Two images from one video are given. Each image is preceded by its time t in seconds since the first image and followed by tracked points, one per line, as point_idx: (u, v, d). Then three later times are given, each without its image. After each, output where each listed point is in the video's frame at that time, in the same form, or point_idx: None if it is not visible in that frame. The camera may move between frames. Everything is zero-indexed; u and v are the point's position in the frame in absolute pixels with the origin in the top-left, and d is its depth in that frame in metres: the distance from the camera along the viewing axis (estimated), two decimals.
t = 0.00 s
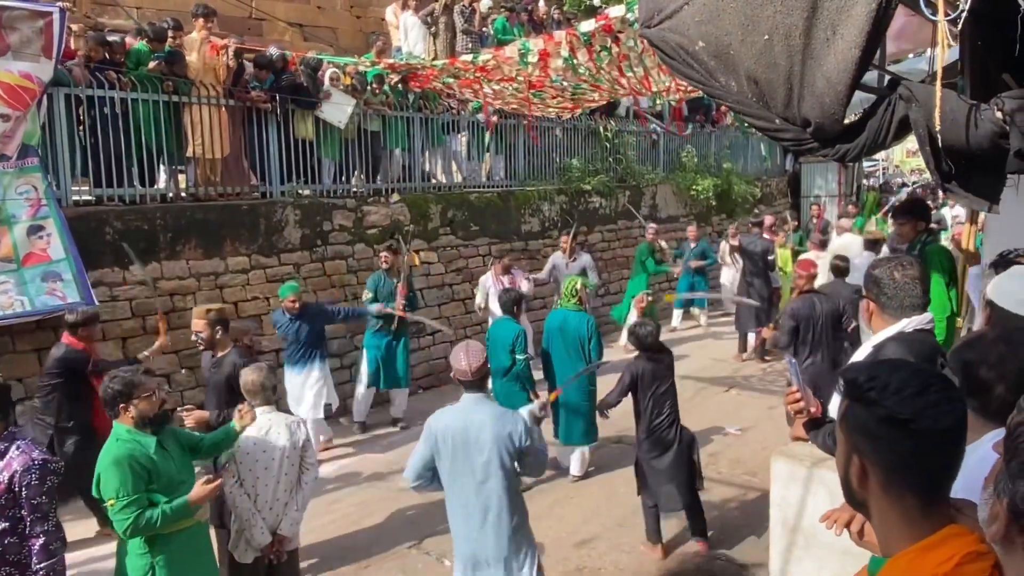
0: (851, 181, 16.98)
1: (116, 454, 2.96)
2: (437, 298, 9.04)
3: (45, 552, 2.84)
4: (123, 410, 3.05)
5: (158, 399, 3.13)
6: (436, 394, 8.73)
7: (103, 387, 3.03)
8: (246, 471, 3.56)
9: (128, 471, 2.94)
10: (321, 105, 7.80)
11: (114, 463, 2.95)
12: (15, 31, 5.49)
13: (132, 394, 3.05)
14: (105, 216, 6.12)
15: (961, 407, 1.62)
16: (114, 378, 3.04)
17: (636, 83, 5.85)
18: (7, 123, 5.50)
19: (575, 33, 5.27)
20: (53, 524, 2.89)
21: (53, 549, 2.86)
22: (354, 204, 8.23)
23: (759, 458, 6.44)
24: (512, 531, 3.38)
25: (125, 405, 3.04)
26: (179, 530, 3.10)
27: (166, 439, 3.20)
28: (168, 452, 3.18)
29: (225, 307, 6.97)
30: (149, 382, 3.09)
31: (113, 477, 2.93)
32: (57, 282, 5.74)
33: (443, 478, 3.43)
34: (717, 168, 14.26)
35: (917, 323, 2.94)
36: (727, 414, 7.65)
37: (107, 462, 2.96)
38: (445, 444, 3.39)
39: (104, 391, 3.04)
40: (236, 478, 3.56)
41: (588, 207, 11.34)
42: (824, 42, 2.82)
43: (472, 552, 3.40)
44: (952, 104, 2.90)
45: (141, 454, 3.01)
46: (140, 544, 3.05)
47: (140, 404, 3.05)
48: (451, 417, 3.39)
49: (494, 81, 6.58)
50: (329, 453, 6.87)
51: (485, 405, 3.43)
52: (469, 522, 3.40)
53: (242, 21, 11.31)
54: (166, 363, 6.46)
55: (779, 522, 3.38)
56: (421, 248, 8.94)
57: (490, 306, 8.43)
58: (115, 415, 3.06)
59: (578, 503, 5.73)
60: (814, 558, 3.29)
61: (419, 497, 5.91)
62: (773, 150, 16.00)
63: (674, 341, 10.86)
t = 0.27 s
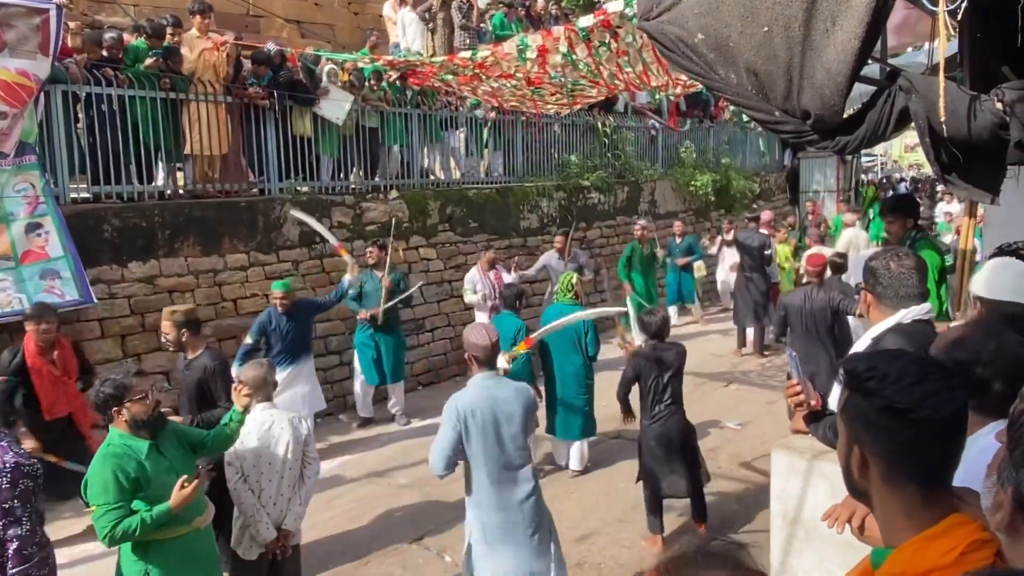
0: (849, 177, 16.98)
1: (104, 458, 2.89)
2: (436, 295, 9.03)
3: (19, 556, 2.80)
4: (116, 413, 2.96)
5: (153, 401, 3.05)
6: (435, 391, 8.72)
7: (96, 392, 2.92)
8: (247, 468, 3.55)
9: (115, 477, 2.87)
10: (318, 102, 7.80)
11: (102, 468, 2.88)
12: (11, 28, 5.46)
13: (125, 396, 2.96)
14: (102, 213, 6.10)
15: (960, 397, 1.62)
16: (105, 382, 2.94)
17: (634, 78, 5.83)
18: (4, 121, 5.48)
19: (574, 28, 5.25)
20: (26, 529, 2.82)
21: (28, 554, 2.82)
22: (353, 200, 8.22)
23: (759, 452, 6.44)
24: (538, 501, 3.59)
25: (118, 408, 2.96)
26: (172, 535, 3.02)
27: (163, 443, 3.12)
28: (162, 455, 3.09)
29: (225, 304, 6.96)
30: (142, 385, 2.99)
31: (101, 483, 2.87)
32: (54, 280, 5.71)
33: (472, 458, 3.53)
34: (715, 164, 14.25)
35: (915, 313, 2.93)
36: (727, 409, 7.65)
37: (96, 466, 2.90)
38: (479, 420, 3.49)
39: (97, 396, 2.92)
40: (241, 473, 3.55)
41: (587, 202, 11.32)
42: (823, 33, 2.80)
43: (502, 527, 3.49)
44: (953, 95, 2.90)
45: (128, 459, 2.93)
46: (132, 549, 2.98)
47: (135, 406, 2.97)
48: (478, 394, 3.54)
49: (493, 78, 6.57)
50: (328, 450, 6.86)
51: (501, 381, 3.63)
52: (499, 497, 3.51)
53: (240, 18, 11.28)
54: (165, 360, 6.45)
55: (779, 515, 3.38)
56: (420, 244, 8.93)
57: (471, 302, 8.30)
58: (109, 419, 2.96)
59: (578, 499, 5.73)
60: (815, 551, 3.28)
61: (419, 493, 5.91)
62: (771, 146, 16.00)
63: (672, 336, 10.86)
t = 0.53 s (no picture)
0: (845, 173, 17.02)
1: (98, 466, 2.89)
2: (434, 293, 9.03)
3: None
4: (116, 417, 2.95)
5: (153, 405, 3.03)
6: (433, 389, 8.72)
7: (98, 395, 2.92)
8: (250, 467, 3.55)
9: (107, 485, 2.86)
10: (314, 100, 7.79)
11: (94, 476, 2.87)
12: (6, 27, 5.43)
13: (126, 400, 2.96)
14: (99, 213, 6.09)
15: (959, 392, 1.63)
16: (109, 385, 2.95)
17: (632, 75, 5.83)
18: None
19: (571, 25, 5.26)
20: None
21: None
22: (350, 198, 8.22)
23: (757, 449, 6.45)
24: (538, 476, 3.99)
25: (116, 413, 2.94)
26: (168, 543, 3.01)
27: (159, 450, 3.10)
28: (159, 463, 3.07)
29: (222, 303, 6.95)
30: (140, 390, 2.99)
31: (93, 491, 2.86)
32: (51, 280, 5.69)
33: (490, 437, 3.83)
34: (712, 161, 14.26)
35: (912, 309, 2.93)
36: (725, 405, 7.67)
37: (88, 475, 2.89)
38: (497, 405, 3.84)
39: (98, 399, 2.93)
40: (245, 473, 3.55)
41: (584, 200, 11.32)
42: (821, 30, 2.81)
43: (514, 501, 3.87)
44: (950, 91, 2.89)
45: (120, 468, 2.91)
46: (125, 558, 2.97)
47: (135, 411, 2.95)
48: (492, 382, 3.87)
49: (491, 76, 6.56)
50: (327, 449, 6.86)
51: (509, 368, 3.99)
52: (511, 474, 3.87)
53: (236, 17, 11.26)
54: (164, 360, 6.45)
55: (778, 511, 3.39)
56: (418, 242, 8.94)
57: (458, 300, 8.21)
58: (107, 423, 2.95)
59: (577, 496, 5.73)
60: (812, 548, 3.28)
61: (418, 492, 5.91)
62: (768, 143, 16.02)
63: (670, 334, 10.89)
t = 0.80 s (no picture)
0: (842, 170, 17.05)
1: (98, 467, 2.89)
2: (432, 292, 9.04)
3: None
4: (116, 420, 2.93)
5: (151, 408, 3.01)
6: (430, 388, 8.72)
7: (97, 397, 2.91)
8: (248, 464, 3.57)
9: (105, 488, 2.86)
10: (311, 99, 7.77)
11: (94, 478, 2.88)
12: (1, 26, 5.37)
13: (127, 402, 2.95)
14: (95, 212, 6.08)
15: (952, 386, 1.64)
16: (110, 387, 2.94)
17: (629, 72, 5.83)
18: None
19: (569, 23, 5.25)
20: None
21: None
22: (347, 197, 8.21)
23: (755, 446, 6.47)
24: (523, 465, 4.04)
25: (116, 416, 2.93)
26: (166, 549, 3.00)
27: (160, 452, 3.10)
28: (159, 467, 3.06)
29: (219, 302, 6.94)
30: (140, 393, 2.98)
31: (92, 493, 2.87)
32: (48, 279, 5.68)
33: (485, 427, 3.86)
34: (709, 158, 14.27)
35: (908, 305, 2.94)
36: (722, 402, 7.69)
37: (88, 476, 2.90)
38: (492, 394, 3.85)
39: (97, 401, 2.92)
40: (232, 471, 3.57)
41: (581, 198, 11.31)
42: (817, 27, 2.81)
43: (507, 489, 3.92)
44: (943, 87, 2.89)
45: (121, 472, 2.91)
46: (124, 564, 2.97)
47: (134, 414, 2.95)
48: (487, 372, 3.87)
49: (489, 73, 6.56)
50: (325, 448, 6.86)
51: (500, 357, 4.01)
52: (504, 461, 3.91)
53: (231, 16, 11.24)
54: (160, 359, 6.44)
55: (775, 507, 3.39)
56: (414, 241, 8.94)
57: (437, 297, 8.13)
58: (106, 426, 2.92)
59: (576, 494, 5.73)
60: (809, 543, 3.28)
61: (416, 490, 5.92)
62: (764, 140, 16.03)
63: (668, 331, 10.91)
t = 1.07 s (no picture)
0: (837, 168, 17.07)
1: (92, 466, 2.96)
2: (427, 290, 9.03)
3: None
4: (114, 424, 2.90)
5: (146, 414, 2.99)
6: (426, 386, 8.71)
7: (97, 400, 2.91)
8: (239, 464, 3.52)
9: (100, 484, 2.91)
10: (305, 96, 7.76)
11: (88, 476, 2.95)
12: None
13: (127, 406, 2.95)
14: (88, 211, 6.05)
15: (940, 380, 1.66)
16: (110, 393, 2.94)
17: (623, 67, 5.82)
18: None
19: (563, 18, 5.19)
20: None
21: None
22: (341, 195, 8.19)
23: (750, 442, 6.48)
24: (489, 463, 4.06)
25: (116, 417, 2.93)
26: (164, 549, 2.99)
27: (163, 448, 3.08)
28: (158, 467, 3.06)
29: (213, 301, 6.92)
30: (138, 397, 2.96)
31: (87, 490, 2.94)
32: (41, 278, 5.65)
33: (451, 427, 3.85)
34: (704, 156, 14.28)
35: (902, 300, 2.94)
36: (717, 399, 7.69)
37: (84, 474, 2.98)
38: (457, 394, 3.83)
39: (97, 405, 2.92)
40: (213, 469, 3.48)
41: (576, 196, 11.31)
42: (810, 22, 2.80)
43: (474, 488, 3.94)
44: (936, 83, 2.89)
45: (119, 471, 2.93)
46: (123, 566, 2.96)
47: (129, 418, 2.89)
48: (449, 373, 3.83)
49: (483, 68, 6.54)
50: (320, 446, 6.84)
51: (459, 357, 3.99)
52: (471, 461, 3.93)
53: (225, 14, 11.19)
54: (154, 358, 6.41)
55: (769, 503, 3.39)
56: (409, 239, 8.93)
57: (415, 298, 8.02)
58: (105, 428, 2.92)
59: (571, 491, 5.73)
60: (804, 540, 3.28)
61: (411, 488, 5.91)
62: (760, 138, 16.04)
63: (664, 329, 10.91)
